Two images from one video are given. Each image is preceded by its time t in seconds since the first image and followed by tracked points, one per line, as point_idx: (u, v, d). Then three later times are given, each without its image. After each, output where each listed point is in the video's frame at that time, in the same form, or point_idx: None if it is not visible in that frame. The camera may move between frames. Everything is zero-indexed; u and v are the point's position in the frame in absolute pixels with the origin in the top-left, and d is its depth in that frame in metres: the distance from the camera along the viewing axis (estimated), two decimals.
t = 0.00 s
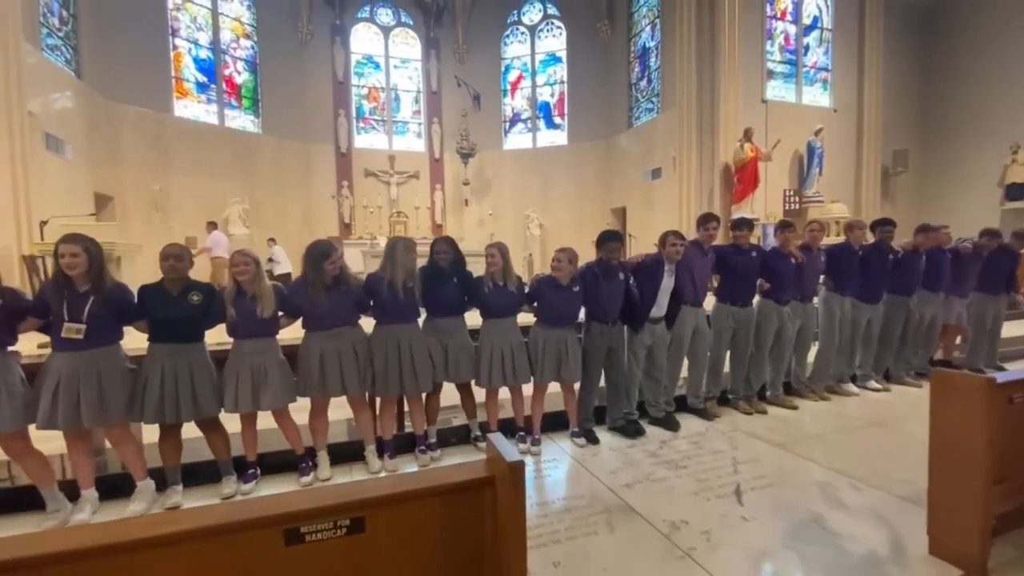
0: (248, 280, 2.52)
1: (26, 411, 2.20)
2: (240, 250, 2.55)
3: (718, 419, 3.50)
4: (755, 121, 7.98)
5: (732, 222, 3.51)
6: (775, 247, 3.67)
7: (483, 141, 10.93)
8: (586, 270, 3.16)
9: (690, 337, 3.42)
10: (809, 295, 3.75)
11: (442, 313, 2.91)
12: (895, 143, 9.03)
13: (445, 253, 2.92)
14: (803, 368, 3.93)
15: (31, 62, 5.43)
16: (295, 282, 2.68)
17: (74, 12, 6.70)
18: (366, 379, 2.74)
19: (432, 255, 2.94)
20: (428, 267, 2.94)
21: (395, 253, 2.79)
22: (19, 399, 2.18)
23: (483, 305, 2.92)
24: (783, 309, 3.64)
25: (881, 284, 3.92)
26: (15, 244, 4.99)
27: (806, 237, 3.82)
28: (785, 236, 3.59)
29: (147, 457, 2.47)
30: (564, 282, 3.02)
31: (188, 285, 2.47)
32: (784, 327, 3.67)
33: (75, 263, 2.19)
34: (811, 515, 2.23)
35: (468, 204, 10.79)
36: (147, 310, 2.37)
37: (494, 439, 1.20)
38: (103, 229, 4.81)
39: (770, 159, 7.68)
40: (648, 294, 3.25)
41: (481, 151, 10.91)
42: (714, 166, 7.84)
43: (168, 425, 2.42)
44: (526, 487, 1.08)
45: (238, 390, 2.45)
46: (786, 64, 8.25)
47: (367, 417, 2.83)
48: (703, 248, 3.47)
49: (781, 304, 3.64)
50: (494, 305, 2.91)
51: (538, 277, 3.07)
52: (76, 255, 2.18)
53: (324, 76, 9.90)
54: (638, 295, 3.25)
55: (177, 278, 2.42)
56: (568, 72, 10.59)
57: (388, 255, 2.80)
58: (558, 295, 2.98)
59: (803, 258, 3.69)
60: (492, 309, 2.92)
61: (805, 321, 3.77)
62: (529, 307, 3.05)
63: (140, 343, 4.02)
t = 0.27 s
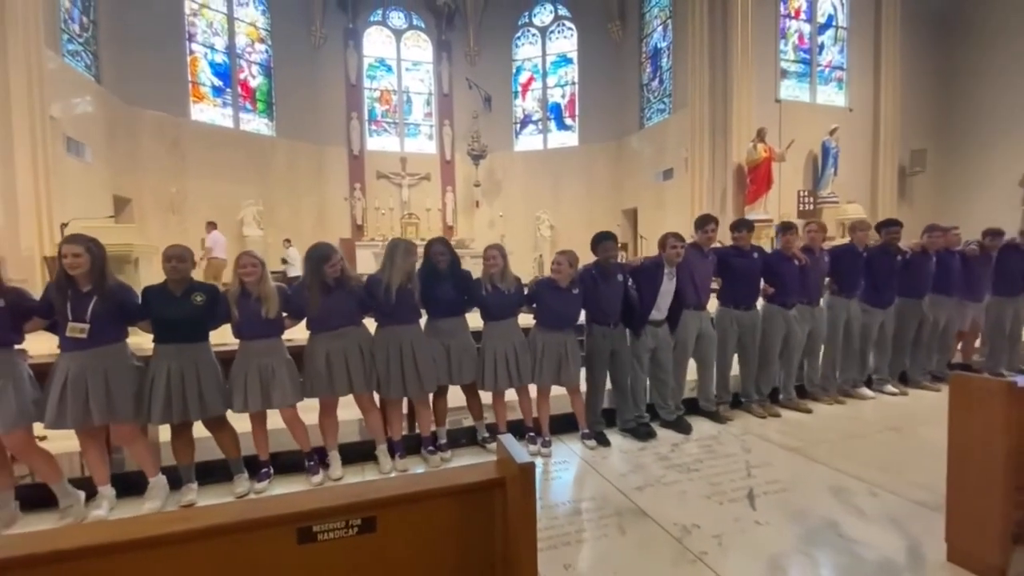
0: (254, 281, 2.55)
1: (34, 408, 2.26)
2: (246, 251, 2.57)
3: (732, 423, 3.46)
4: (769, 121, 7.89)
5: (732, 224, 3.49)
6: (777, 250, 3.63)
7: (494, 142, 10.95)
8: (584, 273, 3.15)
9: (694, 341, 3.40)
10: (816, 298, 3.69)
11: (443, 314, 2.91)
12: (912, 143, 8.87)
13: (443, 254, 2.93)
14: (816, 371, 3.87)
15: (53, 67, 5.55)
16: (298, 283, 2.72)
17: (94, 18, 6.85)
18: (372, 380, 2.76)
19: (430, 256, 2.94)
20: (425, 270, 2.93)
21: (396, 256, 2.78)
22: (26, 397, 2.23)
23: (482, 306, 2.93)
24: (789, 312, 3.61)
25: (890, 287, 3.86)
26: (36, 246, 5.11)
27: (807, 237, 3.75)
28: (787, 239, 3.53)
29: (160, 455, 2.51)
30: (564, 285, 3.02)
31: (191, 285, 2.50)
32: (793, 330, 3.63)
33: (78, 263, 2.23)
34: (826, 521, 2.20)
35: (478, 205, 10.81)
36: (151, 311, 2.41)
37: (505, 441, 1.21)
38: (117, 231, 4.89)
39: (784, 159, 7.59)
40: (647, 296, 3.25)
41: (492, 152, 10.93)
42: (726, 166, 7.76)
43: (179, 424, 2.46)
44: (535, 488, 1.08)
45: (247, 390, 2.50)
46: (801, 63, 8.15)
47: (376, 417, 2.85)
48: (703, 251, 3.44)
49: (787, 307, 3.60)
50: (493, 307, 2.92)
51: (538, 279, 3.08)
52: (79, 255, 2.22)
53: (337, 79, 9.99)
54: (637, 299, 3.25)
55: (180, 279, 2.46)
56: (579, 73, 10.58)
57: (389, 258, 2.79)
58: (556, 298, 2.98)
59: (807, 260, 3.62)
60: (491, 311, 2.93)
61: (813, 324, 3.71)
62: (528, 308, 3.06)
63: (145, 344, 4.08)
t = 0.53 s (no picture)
0: (264, 283, 2.59)
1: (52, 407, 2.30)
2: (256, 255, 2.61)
3: (743, 426, 3.42)
4: (780, 121, 7.82)
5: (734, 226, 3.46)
6: (779, 252, 3.60)
7: (504, 144, 10.97)
8: (584, 275, 3.15)
9: (699, 344, 3.39)
10: (818, 299, 3.67)
11: (453, 315, 2.93)
12: (927, 143, 8.75)
13: (447, 254, 2.91)
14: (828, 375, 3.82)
15: (71, 72, 5.67)
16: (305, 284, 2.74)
17: (110, 24, 6.98)
18: (379, 380, 2.78)
19: (436, 257, 2.94)
20: (430, 272, 2.93)
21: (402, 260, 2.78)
22: (44, 396, 2.27)
23: (486, 308, 2.94)
24: (793, 315, 3.58)
25: (896, 289, 3.81)
26: (54, 248, 5.21)
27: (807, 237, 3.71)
28: (788, 241, 3.50)
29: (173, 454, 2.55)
30: (565, 288, 3.02)
31: (199, 287, 2.53)
32: (800, 332, 3.59)
33: (93, 264, 2.27)
34: (839, 526, 2.17)
35: (488, 207, 10.82)
36: (161, 312, 2.45)
37: (514, 441, 1.20)
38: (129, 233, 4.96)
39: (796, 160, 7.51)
40: (647, 298, 3.24)
41: (501, 154, 10.95)
42: (738, 167, 7.70)
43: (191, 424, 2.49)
44: (543, 490, 1.08)
45: (257, 391, 2.53)
46: (813, 62, 8.07)
47: (385, 418, 2.86)
48: (705, 253, 3.42)
49: (791, 310, 3.58)
50: (497, 309, 2.93)
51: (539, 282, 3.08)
52: (92, 257, 2.26)
53: (348, 81, 10.07)
54: (636, 301, 3.21)
55: (188, 280, 2.48)
56: (589, 74, 10.56)
57: (395, 261, 2.79)
58: (556, 301, 2.99)
59: (809, 262, 3.60)
60: (495, 313, 2.94)
61: (818, 327, 3.68)
62: (530, 310, 3.07)
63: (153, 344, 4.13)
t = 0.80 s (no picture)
0: (277, 284, 2.61)
1: (74, 406, 2.34)
2: (268, 256, 2.63)
3: (753, 430, 3.39)
4: (790, 122, 7.76)
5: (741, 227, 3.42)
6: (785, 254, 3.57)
7: (511, 146, 10.98)
8: (588, 277, 3.14)
9: (706, 346, 3.36)
10: (824, 301, 3.62)
11: (466, 317, 2.94)
12: (940, 143, 8.64)
13: (460, 256, 2.93)
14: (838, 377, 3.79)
15: (87, 77, 5.77)
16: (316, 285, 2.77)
17: (125, 30, 7.09)
18: (388, 381, 2.79)
19: (446, 258, 2.95)
20: (440, 272, 2.95)
21: (413, 260, 2.81)
22: (66, 396, 2.32)
23: (495, 310, 2.95)
24: (801, 317, 3.54)
25: (904, 291, 3.77)
26: (70, 250, 5.31)
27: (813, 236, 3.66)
28: (795, 242, 3.46)
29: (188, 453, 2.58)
30: (568, 290, 3.02)
31: (213, 288, 2.56)
32: (809, 334, 3.55)
33: (110, 266, 2.31)
34: (850, 530, 2.15)
35: (496, 209, 10.84)
36: (176, 313, 2.48)
37: (521, 442, 1.21)
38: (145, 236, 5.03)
39: (806, 161, 7.45)
40: (652, 301, 3.22)
41: (509, 156, 10.97)
42: (747, 168, 7.65)
43: (204, 424, 2.52)
44: (551, 492, 1.08)
45: (269, 392, 2.55)
46: (823, 62, 8.01)
47: (393, 418, 2.87)
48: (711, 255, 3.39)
49: (799, 312, 3.53)
50: (505, 312, 2.94)
51: (543, 284, 3.09)
52: (110, 259, 2.31)
53: (357, 84, 10.14)
54: (642, 305, 3.22)
55: (201, 282, 2.51)
56: (597, 76, 10.55)
57: (406, 262, 2.82)
58: (560, 303, 2.99)
59: (814, 263, 3.57)
60: (502, 315, 2.94)
61: (825, 329, 3.65)
62: (535, 312, 3.06)
63: (173, 346, 4.20)
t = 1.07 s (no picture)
0: (297, 285, 2.64)
1: (102, 406, 2.37)
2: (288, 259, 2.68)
3: (763, 433, 3.36)
4: (800, 122, 7.70)
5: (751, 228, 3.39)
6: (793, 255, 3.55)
7: (519, 148, 10.99)
8: (598, 278, 3.15)
9: (715, 348, 3.34)
10: (833, 302, 3.61)
11: (480, 318, 2.94)
12: (954, 143, 8.51)
13: (477, 257, 2.93)
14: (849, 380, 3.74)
15: (101, 81, 5.86)
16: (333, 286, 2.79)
17: (138, 35, 7.19)
18: (400, 382, 2.80)
19: (463, 258, 2.96)
20: (456, 273, 2.96)
21: (431, 261, 2.83)
22: (95, 395, 2.36)
23: (507, 312, 2.94)
24: (811, 318, 3.51)
25: (915, 293, 3.72)
26: (84, 251, 5.39)
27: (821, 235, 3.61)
28: (803, 244, 3.45)
29: (202, 453, 2.61)
30: (578, 291, 3.01)
31: (233, 289, 2.58)
32: (818, 336, 3.53)
33: (136, 267, 2.36)
34: (861, 534, 2.12)
35: (503, 210, 10.85)
36: (196, 313, 2.51)
37: (528, 444, 1.21)
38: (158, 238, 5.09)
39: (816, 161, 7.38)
40: (663, 302, 3.20)
41: (517, 158, 10.98)
42: (756, 169, 7.60)
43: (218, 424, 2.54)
44: (558, 494, 1.08)
45: (287, 391, 2.56)
46: (834, 62, 7.94)
47: (403, 419, 2.88)
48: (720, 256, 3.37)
49: (808, 313, 3.50)
50: (518, 313, 2.93)
51: (554, 285, 3.09)
52: (135, 260, 2.35)
53: (366, 87, 10.20)
54: (652, 306, 3.20)
55: (222, 283, 2.54)
56: (605, 77, 10.52)
57: (422, 263, 2.85)
58: (570, 304, 2.98)
59: (824, 264, 3.53)
60: (515, 316, 2.93)
61: (835, 331, 3.62)
62: (545, 314, 3.05)
63: (191, 347, 4.25)
